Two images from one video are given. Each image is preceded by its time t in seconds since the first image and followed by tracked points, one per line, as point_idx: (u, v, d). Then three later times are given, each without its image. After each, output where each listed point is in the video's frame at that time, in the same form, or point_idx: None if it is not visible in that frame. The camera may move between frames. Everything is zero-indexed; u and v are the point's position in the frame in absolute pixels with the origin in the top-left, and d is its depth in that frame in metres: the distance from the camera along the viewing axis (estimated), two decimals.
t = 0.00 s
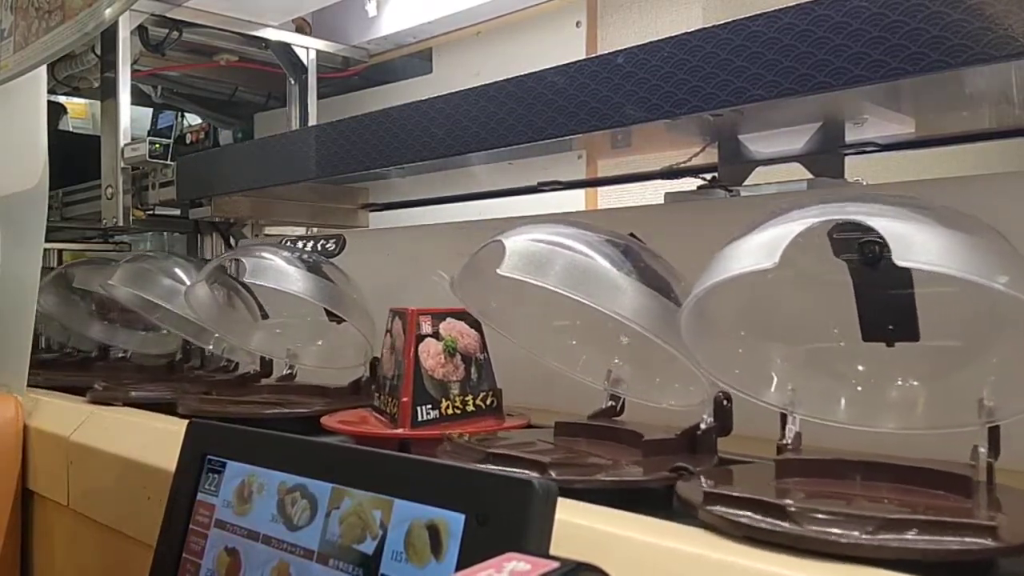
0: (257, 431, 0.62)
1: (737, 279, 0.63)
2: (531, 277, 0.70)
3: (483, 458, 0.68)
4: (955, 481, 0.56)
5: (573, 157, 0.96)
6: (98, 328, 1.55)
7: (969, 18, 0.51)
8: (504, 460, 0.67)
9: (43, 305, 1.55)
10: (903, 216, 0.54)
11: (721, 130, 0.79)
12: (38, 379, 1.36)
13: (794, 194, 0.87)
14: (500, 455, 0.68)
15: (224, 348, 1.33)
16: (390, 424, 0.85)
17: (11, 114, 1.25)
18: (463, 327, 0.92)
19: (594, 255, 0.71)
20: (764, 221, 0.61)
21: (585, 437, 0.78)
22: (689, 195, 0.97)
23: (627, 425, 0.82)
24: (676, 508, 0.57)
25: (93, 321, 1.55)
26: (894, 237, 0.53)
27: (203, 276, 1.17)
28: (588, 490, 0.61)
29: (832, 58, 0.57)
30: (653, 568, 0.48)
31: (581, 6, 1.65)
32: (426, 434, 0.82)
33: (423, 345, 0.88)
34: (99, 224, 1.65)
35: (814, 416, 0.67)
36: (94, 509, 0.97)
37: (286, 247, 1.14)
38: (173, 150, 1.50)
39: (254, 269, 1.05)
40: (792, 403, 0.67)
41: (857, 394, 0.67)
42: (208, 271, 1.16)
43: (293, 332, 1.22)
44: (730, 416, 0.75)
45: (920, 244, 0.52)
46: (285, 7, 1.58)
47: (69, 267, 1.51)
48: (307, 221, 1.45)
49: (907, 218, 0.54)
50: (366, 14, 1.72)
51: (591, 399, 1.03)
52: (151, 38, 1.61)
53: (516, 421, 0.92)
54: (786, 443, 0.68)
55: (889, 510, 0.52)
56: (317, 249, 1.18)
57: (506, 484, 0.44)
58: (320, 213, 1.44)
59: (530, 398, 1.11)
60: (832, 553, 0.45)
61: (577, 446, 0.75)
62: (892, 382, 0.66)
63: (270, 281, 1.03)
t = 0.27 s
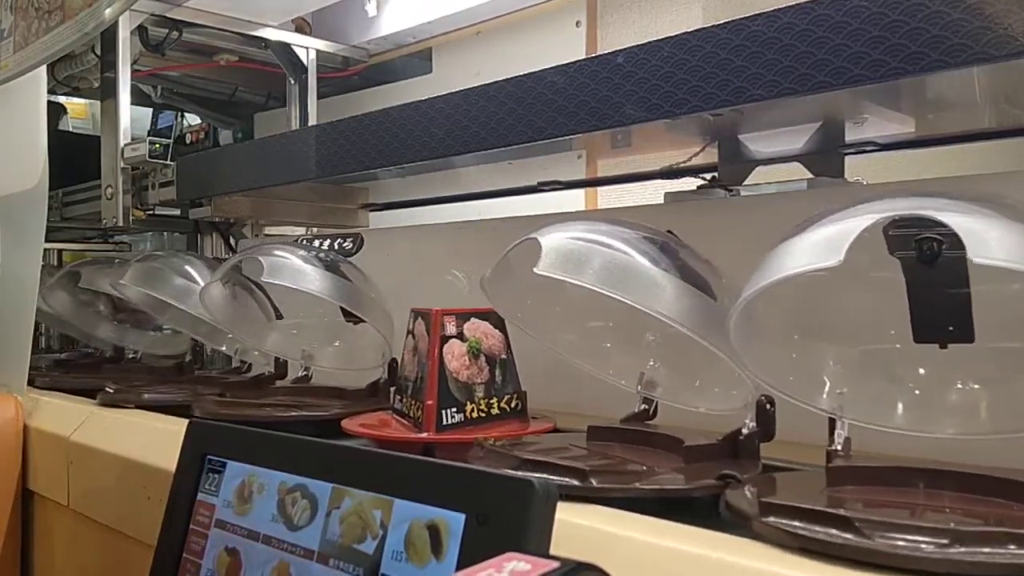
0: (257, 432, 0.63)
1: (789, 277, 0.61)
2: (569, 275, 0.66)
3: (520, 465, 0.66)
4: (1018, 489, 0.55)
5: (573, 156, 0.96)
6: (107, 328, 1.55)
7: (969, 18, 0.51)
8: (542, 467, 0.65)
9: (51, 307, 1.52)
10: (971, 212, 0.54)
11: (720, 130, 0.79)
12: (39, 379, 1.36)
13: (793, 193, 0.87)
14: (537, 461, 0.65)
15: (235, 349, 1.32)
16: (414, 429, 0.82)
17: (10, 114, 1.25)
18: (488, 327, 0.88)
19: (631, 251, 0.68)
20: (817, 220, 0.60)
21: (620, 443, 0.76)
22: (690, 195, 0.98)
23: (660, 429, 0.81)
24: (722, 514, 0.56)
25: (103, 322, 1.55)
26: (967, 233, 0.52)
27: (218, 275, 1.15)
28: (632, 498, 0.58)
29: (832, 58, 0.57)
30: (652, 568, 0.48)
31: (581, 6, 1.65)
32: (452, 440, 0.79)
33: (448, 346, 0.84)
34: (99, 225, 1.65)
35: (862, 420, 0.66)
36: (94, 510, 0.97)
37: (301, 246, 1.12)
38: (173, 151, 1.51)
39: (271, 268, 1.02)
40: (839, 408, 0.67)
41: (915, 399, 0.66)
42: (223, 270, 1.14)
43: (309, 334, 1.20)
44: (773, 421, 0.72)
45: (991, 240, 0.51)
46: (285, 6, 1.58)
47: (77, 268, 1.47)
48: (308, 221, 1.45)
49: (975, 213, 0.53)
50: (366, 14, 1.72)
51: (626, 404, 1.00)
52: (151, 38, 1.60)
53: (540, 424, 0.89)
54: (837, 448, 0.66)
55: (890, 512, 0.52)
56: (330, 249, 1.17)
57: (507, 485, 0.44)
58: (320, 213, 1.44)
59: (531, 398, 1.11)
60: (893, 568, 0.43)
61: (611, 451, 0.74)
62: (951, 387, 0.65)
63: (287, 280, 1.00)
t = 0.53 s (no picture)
0: (257, 432, 0.63)
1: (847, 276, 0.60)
2: (613, 273, 0.64)
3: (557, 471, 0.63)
4: None
5: (574, 156, 0.96)
6: (117, 329, 1.51)
7: (969, 17, 0.51)
8: (583, 474, 0.61)
9: (61, 309, 1.48)
10: None
11: (719, 129, 0.79)
12: (39, 380, 1.36)
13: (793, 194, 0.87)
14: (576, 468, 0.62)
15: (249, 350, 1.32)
16: (439, 434, 0.78)
17: (10, 114, 1.25)
18: (513, 328, 0.85)
19: (671, 249, 0.65)
20: (877, 218, 0.59)
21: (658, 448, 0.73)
22: (690, 195, 0.98)
23: (695, 434, 0.78)
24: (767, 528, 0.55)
25: (114, 322, 1.51)
26: None
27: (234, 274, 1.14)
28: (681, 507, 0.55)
29: (832, 58, 0.57)
30: (650, 568, 0.48)
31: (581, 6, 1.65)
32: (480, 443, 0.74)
33: (473, 347, 0.80)
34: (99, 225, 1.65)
35: (915, 424, 0.64)
36: (94, 509, 0.97)
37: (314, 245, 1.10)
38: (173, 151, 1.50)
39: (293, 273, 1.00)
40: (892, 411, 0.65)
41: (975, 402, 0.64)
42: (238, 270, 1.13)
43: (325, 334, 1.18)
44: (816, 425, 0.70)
45: None
46: (285, 6, 1.58)
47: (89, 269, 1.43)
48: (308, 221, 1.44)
49: None
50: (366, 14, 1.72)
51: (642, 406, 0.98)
52: (151, 38, 1.60)
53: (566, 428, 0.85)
54: (890, 455, 0.64)
55: (889, 513, 0.52)
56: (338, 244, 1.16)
57: (507, 484, 0.44)
58: (319, 213, 1.44)
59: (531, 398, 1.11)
60: None
61: (647, 456, 0.71)
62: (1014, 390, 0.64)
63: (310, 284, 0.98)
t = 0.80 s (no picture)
0: (257, 432, 0.63)
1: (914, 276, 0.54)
2: (654, 273, 0.58)
3: (605, 479, 0.59)
4: None
5: (573, 156, 0.96)
6: (127, 330, 1.49)
7: (968, 17, 0.51)
8: (631, 483, 0.57)
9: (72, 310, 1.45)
10: None
11: (717, 129, 0.79)
12: (40, 380, 1.36)
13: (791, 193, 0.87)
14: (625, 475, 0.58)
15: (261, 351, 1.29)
16: (466, 437, 0.76)
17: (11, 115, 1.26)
18: (540, 329, 0.82)
19: (717, 249, 0.59)
20: (946, 212, 0.52)
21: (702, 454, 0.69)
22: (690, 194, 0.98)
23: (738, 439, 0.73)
24: (818, 539, 0.51)
25: (125, 324, 1.49)
26: None
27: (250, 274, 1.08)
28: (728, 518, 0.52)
29: (832, 57, 0.57)
30: (648, 567, 0.48)
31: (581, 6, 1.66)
32: (506, 447, 0.72)
33: (500, 349, 0.78)
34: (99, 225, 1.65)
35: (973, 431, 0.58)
36: (95, 509, 0.97)
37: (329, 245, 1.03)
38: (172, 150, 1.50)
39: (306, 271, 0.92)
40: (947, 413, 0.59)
41: None
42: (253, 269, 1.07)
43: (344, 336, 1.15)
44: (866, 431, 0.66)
45: None
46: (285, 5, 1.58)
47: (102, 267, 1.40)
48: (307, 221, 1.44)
49: None
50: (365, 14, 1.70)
51: (640, 405, 0.98)
52: (151, 38, 1.60)
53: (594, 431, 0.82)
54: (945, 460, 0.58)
55: (896, 511, 0.51)
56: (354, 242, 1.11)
57: (507, 483, 0.44)
58: (319, 213, 1.44)
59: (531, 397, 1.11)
60: None
61: (689, 462, 0.67)
62: None
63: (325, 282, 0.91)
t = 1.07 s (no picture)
0: (258, 432, 0.62)
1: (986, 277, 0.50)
2: (699, 271, 0.55)
3: (653, 488, 0.55)
4: None
5: (573, 155, 0.96)
6: (136, 331, 1.48)
7: (968, 17, 0.51)
8: (679, 492, 0.53)
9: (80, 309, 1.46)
10: None
11: (717, 129, 0.79)
12: (40, 381, 1.36)
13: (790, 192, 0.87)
14: (677, 484, 0.54)
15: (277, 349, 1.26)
16: (495, 442, 0.73)
17: (11, 114, 1.26)
18: (569, 329, 0.80)
19: (768, 243, 0.56)
20: None
21: (745, 459, 0.65)
22: (690, 194, 0.98)
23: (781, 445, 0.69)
24: (886, 557, 0.49)
25: (134, 324, 1.48)
26: None
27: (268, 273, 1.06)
28: (785, 531, 0.48)
29: (832, 57, 0.57)
30: (650, 567, 0.48)
31: (581, 6, 1.67)
32: (538, 454, 0.70)
33: (529, 351, 0.75)
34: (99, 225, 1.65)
35: None
36: (95, 509, 0.97)
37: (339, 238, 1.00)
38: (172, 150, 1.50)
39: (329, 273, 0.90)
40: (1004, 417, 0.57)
41: None
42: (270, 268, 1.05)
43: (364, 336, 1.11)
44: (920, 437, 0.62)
45: None
46: (285, 5, 1.58)
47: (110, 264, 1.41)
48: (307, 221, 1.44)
49: None
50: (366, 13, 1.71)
51: (636, 405, 0.98)
52: (151, 38, 1.60)
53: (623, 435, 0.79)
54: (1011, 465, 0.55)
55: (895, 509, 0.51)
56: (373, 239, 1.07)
57: (508, 483, 0.44)
58: (319, 213, 1.44)
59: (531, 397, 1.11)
60: None
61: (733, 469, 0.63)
62: None
63: (348, 283, 0.90)
